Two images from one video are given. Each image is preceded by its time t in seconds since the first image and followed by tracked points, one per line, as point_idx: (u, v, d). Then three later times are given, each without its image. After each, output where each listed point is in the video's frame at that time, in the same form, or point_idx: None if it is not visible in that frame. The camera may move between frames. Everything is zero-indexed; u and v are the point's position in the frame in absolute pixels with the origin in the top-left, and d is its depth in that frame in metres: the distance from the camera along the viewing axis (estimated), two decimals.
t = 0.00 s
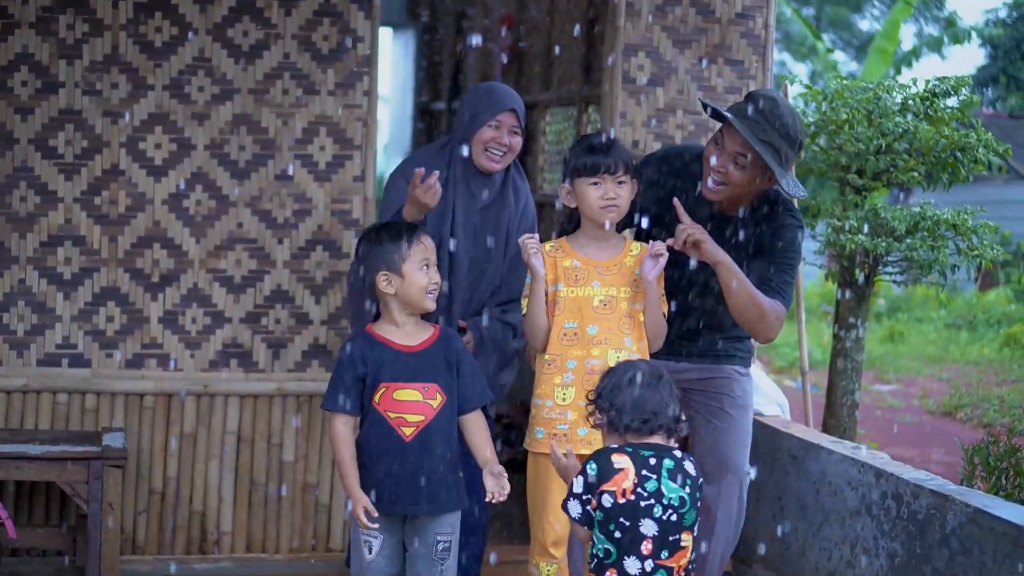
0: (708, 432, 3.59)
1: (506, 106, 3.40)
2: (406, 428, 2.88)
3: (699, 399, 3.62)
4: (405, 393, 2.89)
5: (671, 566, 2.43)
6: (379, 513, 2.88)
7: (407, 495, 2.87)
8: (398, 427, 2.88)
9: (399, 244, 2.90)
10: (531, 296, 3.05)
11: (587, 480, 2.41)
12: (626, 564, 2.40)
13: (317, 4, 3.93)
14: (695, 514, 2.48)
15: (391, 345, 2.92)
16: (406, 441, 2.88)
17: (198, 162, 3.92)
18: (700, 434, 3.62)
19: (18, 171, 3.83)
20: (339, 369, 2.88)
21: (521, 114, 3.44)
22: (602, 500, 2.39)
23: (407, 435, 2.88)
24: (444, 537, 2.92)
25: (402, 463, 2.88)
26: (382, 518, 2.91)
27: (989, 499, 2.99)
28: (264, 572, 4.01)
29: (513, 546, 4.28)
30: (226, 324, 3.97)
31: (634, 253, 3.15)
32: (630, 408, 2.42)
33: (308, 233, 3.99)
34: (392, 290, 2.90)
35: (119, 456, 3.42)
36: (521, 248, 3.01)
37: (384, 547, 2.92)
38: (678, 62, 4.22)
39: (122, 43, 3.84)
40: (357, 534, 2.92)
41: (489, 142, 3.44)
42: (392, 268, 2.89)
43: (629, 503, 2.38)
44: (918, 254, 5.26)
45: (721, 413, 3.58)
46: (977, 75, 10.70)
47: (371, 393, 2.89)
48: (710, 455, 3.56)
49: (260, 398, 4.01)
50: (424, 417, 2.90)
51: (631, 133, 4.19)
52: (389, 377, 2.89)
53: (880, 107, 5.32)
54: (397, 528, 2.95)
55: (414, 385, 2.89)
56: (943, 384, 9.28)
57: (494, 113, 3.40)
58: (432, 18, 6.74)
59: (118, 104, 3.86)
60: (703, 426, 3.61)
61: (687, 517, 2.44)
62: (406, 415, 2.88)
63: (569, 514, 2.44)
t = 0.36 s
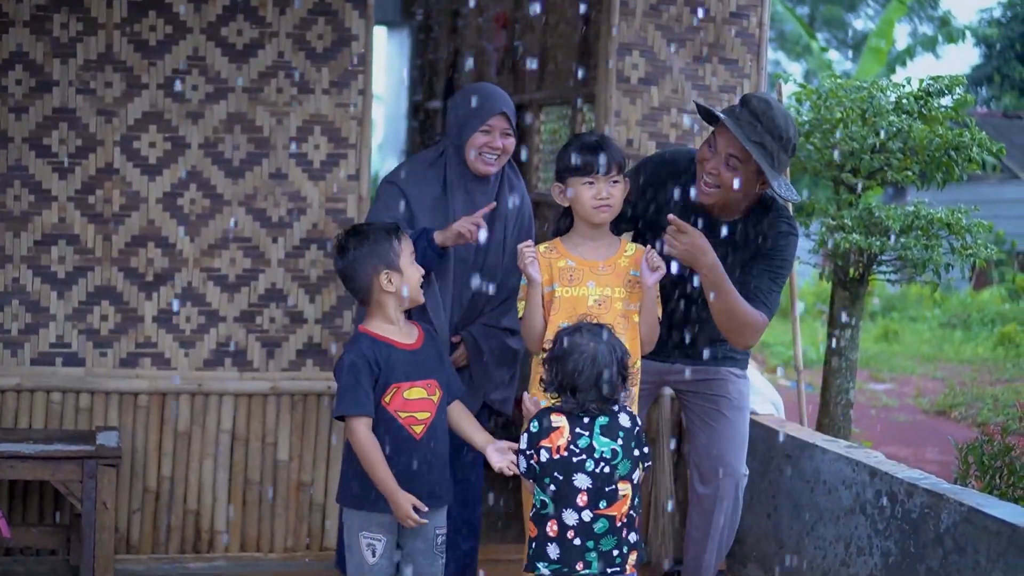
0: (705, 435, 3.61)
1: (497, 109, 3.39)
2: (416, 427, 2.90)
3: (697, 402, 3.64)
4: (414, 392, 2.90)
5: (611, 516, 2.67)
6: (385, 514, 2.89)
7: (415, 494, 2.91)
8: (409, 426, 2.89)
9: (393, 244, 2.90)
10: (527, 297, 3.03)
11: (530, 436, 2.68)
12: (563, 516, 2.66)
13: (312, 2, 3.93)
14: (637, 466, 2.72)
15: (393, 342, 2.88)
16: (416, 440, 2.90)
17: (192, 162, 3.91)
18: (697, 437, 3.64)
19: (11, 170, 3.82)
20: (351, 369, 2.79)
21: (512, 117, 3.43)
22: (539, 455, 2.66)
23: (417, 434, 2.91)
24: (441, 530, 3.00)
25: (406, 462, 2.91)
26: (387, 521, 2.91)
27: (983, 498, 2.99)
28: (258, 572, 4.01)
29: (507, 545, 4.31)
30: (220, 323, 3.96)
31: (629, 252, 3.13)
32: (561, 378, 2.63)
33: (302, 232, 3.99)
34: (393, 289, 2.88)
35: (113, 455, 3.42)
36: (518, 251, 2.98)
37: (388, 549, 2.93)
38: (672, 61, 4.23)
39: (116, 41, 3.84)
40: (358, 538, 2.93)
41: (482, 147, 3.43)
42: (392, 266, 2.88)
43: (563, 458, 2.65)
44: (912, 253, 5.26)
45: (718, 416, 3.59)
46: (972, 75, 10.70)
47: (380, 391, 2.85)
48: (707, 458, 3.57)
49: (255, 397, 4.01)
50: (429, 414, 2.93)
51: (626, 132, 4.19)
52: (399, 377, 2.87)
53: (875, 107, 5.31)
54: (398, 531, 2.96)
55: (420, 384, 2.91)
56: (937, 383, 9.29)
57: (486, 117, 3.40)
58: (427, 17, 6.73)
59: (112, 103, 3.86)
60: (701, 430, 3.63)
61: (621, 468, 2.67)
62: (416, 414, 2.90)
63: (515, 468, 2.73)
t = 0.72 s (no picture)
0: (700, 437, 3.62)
1: (471, 94, 3.38)
2: (412, 429, 2.92)
3: (694, 404, 3.64)
4: (411, 394, 2.91)
5: (562, 508, 2.60)
6: (383, 516, 2.90)
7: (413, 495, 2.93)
8: (405, 428, 2.91)
9: (385, 248, 2.89)
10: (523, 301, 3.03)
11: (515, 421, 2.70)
12: (519, 502, 2.63)
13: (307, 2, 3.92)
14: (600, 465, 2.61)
15: (388, 346, 2.88)
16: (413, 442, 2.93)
17: (188, 162, 3.91)
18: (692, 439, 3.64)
19: (7, 170, 3.82)
20: (349, 376, 2.80)
21: (488, 102, 3.41)
22: (506, 440, 2.66)
23: (413, 436, 2.93)
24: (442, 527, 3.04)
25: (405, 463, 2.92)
26: (384, 523, 2.92)
27: (978, 498, 3.00)
28: (254, 572, 4.01)
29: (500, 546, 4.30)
30: (215, 323, 3.96)
31: (626, 254, 3.12)
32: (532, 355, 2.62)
33: (297, 232, 3.99)
34: (383, 297, 2.86)
35: (108, 455, 3.42)
36: (514, 255, 2.98)
37: (386, 552, 2.93)
38: (668, 62, 4.23)
39: (111, 42, 3.83)
40: (355, 542, 2.93)
41: (459, 133, 3.43)
42: (383, 271, 2.87)
43: (522, 447, 2.62)
44: (908, 254, 5.25)
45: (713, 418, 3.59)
46: (967, 75, 10.71)
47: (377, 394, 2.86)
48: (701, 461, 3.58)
49: (250, 398, 4.01)
50: (425, 415, 2.95)
51: (622, 132, 4.20)
52: (396, 381, 2.88)
53: (870, 107, 5.31)
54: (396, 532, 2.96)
55: (417, 387, 2.92)
56: (932, 383, 9.30)
57: (461, 102, 3.39)
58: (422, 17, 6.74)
59: (107, 103, 3.85)
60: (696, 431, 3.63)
61: (576, 463, 2.60)
62: (413, 416, 2.92)
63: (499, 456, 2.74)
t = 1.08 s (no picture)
0: (693, 434, 3.59)
1: (427, 73, 3.39)
2: (410, 433, 2.91)
3: (682, 402, 3.61)
4: (409, 397, 2.90)
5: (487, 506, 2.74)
6: (375, 518, 2.91)
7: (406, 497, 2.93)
8: (403, 432, 2.90)
9: (394, 251, 2.88)
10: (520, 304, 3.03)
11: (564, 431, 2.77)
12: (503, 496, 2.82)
13: (304, 5, 3.93)
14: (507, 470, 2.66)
15: (387, 347, 2.89)
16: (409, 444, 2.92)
17: (185, 164, 3.91)
18: (683, 437, 3.62)
19: (4, 172, 3.81)
20: (343, 378, 2.81)
21: (445, 81, 3.42)
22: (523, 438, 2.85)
23: (410, 440, 2.92)
24: (439, 532, 3.04)
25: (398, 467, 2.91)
26: (377, 524, 2.92)
27: (975, 502, 3.00)
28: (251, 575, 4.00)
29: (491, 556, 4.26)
30: (212, 326, 3.97)
31: (624, 257, 3.10)
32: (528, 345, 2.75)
33: (295, 235, 3.99)
34: (388, 299, 2.86)
35: (105, 458, 3.41)
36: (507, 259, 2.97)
37: (378, 552, 2.93)
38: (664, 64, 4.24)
39: (108, 44, 3.83)
40: (348, 541, 2.93)
41: (420, 113, 3.42)
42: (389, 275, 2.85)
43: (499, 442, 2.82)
44: (905, 257, 5.23)
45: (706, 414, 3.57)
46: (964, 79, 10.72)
47: (373, 397, 2.86)
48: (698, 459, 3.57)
49: (247, 400, 4.01)
50: (424, 420, 2.93)
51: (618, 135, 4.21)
52: (393, 385, 2.88)
53: (866, 110, 5.30)
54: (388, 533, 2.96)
55: (415, 391, 2.91)
56: (929, 386, 9.30)
57: (418, 84, 3.40)
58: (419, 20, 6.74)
59: (105, 105, 3.85)
60: (688, 429, 3.61)
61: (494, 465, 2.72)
62: (411, 420, 2.91)
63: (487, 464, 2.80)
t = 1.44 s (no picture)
0: (671, 444, 3.47)
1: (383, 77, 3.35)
2: (397, 436, 2.92)
3: (654, 413, 3.47)
4: (395, 401, 2.91)
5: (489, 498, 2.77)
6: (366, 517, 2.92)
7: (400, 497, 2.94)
8: (389, 435, 2.91)
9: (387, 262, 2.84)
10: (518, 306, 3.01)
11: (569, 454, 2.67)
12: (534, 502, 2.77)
13: (301, 6, 3.92)
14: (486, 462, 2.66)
15: (371, 349, 2.90)
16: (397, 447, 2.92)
17: (181, 165, 3.91)
18: (661, 446, 3.49)
19: None
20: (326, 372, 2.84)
21: (404, 80, 3.37)
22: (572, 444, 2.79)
23: (398, 443, 2.92)
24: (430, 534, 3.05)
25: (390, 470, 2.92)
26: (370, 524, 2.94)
27: (971, 502, 3.00)
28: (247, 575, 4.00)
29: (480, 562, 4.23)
30: (209, 326, 3.97)
31: (621, 258, 3.10)
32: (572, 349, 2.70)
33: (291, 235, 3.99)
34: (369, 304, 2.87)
35: (101, 458, 3.41)
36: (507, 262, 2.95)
37: (371, 553, 2.95)
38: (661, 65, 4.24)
39: (105, 44, 3.83)
40: (342, 540, 2.94)
41: (384, 117, 3.40)
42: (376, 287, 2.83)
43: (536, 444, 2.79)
44: (901, 258, 5.24)
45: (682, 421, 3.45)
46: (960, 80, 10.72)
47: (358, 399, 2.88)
48: (683, 467, 3.44)
49: (243, 401, 4.01)
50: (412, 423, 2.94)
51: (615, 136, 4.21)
52: (382, 385, 2.89)
53: (863, 111, 5.31)
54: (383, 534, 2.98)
55: (405, 392, 2.92)
56: (925, 388, 9.30)
57: (376, 88, 3.36)
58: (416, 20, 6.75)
59: (101, 106, 3.85)
60: (666, 440, 3.48)
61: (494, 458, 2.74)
62: (397, 423, 2.91)
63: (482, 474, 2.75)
